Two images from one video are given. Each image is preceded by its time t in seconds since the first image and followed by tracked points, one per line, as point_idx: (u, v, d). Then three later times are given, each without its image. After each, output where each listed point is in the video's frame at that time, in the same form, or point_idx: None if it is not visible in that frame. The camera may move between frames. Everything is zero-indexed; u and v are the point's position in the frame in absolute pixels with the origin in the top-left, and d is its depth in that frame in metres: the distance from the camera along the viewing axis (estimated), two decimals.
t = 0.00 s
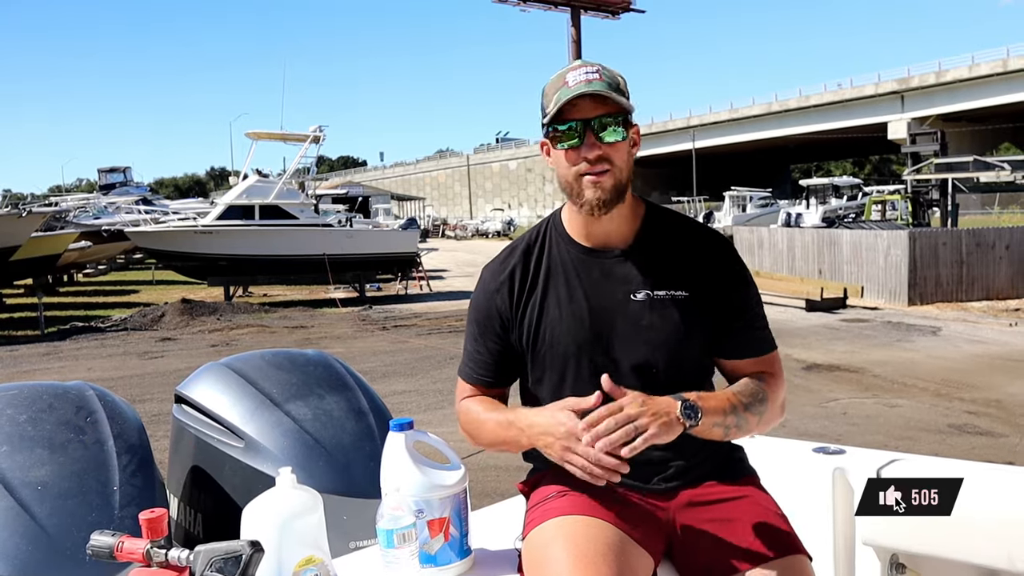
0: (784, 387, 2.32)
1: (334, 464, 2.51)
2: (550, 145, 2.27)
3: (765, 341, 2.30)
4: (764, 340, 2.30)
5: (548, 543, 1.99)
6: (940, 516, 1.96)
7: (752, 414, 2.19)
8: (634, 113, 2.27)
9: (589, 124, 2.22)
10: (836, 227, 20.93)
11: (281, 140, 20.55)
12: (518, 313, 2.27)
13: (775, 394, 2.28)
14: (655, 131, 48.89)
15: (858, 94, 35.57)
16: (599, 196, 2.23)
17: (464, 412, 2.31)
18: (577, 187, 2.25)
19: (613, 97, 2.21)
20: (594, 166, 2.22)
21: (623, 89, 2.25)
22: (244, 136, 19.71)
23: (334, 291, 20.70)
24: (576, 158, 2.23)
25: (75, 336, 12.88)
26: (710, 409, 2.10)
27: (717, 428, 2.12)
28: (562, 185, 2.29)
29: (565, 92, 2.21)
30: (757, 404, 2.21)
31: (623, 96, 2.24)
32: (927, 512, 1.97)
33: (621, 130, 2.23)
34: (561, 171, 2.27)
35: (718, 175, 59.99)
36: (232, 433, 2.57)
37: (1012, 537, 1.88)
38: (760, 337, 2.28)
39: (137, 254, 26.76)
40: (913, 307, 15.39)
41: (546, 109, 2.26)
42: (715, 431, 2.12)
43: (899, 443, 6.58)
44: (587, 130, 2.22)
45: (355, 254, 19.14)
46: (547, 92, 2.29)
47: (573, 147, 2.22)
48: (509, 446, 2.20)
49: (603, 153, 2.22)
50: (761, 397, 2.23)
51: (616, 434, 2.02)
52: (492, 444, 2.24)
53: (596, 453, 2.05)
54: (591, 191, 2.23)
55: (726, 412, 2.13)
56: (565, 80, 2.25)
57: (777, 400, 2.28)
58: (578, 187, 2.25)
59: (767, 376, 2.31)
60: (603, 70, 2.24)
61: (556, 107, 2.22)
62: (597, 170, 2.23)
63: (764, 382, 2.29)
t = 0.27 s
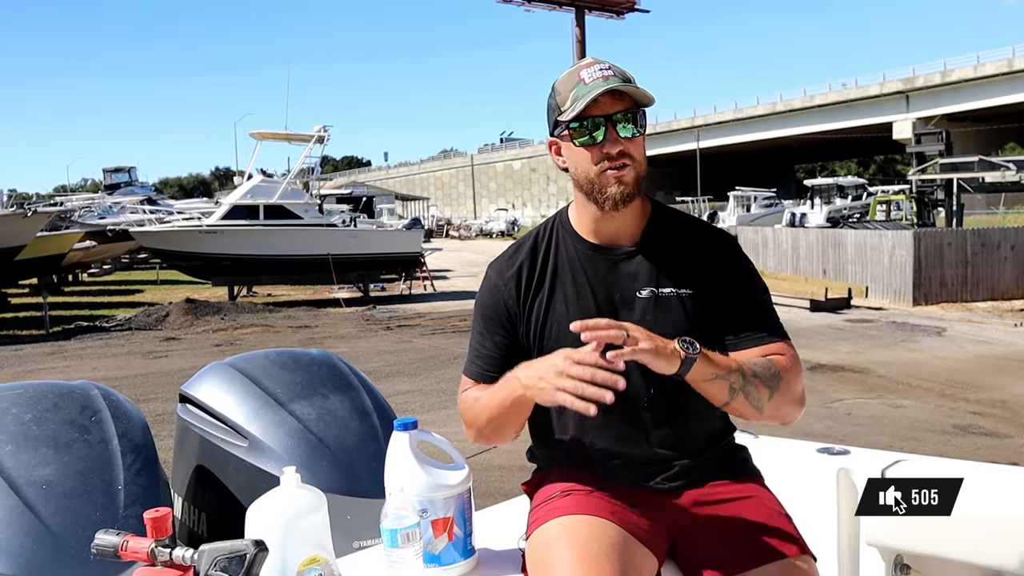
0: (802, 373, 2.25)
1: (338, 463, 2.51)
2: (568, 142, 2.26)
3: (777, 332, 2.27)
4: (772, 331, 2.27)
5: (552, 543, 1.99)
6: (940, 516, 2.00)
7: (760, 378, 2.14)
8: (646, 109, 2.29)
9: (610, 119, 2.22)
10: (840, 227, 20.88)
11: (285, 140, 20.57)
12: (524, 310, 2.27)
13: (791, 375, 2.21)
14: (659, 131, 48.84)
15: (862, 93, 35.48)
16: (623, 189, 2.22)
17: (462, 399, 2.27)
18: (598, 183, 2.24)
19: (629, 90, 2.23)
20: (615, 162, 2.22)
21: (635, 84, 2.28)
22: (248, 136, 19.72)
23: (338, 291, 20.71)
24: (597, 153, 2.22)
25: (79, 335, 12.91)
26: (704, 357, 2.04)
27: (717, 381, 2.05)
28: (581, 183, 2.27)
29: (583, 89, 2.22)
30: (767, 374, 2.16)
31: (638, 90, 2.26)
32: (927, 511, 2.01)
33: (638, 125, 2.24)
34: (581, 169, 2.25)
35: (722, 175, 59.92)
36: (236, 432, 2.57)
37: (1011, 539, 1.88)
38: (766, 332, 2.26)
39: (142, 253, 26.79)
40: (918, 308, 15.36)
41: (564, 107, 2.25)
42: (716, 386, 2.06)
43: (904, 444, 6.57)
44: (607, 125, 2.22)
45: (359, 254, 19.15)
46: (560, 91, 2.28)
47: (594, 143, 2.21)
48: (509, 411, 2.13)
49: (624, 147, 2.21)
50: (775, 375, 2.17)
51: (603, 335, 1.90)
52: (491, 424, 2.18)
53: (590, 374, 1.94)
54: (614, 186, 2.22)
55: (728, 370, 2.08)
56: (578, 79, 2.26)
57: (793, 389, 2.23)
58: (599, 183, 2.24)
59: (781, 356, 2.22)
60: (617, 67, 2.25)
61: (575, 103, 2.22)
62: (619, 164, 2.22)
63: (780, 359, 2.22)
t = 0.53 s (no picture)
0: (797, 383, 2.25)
1: (340, 464, 2.51)
2: (565, 145, 2.26)
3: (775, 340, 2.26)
4: (773, 337, 2.27)
5: (554, 544, 1.99)
6: (941, 516, 1.99)
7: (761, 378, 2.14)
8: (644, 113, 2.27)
9: (604, 123, 2.22)
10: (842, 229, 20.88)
11: (286, 141, 20.58)
12: (529, 309, 2.27)
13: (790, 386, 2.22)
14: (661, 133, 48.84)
15: (864, 95, 35.48)
16: (616, 194, 2.23)
17: (467, 399, 2.25)
18: (593, 187, 2.24)
19: (625, 94, 2.22)
20: (607, 168, 2.22)
21: (633, 87, 2.26)
22: (249, 137, 19.73)
23: (339, 292, 20.72)
24: (591, 157, 2.22)
25: (81, 336, 12.92)
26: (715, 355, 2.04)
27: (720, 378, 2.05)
28: (576, 187, 2.28)
29: (578, 93, 2.21)
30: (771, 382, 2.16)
31: (634, 93, 2.25)
32: (927, 511, 2.01)
33: (634, 128, 2.23)
34: (577, 172, 2.25)
35: (724, 177, 59.92)
36: (238, 434, 2.57)
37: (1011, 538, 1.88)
38: (765, 339, 2.25)
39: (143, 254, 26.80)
40: (919, 309, 15.35)
41: (560, 108, 2.25)
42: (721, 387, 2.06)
43: (904, 446, 6.56)
44: (601, 129, 2.22)
45: (360, 255, 19.15)
46: (558, 94, 2.29)
47: (587, 147, 2.22)
48: (515, 397, 2.12)
49: (617, 152, 2.22)
50: (775, 385, 2.16)
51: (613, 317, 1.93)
52: (497, 415, 2.17)
53: (590, 341, 1.95)
54: (608, 191, 2.23)
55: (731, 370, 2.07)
56: (575, 82, 2.26)
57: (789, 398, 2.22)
58: (594, 187, 2.24)
59: (778, 365, 2.22)
60: (614, 70, 2.24)
61: (570, 107, 2.22)
62: (612, 169, 2.22)
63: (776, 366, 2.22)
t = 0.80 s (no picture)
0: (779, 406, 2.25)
1: (341, 467, 2.51)
2: (570, 136, 2.28)
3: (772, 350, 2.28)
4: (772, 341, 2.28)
5: (554, 547, 1.99)
6: (940, 516, 1.99)
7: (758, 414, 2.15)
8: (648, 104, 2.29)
9: (607, 110, 2.24)
10: (844, 232, 20.88)
11: (289, 144, 20.61)
12: (533, 313, 2.26)
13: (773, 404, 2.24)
14: (663, 135, 48.85)
15: (866, 98, 35.46)
16: (617, 182, 2.23)
17: (482, 417, 2.24)
18: (595, 175, 2.25)
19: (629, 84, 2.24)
20: (609, 152, 2.22)
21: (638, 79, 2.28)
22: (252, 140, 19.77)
23: (342, 295, 20.73)
24: (593, 143, 2.24)
25: (83, 338, 12.93)
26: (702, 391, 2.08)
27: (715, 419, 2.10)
28: (579, 175, 2.28)
29: (580, 80, 2.25)
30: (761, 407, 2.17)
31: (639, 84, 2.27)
32: (927, 511, 2.00)
33: (638, 118, 2.24)
34: (578, 162, 2.27)
35: (726, 179, 59.91)
36: (240, 436, 2.57)
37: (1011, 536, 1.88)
38: (766, 340, 2.27)
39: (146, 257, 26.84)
40: (922, 312, 15.33)
41: (564, 101, 2.27)
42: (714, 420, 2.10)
43: (907, 448, 6.55)
44: (604, 115, 2.24)
45: (362, 257, 19.17)
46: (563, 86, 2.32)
47: (590, 132, 2.24)
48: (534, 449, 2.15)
49: (620, 137, 2.23)
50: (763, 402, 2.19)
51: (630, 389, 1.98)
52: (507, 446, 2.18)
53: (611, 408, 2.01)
54: (609, 177, 2.23)
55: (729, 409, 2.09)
56: (580, 74, 2.29)
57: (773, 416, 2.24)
58: (595, 175, 2.25)
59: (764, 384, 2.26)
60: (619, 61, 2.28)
61: (573, 95, 2.25)
62: (614, 154, 2.23)
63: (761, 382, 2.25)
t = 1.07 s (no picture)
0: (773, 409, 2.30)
1: (339, 465, 2.51)
2: (568, 139, 2.28)
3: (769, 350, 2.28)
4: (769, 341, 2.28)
5: (552, 545, 1.99)
6: (940, 516, 1.97)
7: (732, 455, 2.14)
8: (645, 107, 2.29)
9: (604, 115, 2.24)
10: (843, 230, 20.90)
11: (287, 142, 20.59)
12: (534, 312, 2.27)
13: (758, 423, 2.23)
14: (661, 134, 48.85)
15: (864, 97, 35.47)
16: (612, 188, 2.24)
17: (502, 443, 2.26)
18: (590, 179, 2.27)
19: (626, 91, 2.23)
20: (606, 158, 2.24)
21: (636, 82, 2.27)
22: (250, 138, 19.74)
23: (340, 294, 20.72)
24: (589, 149, 2.25)
25: (81, 337, 12.92)
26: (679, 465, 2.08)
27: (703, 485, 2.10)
28: (575, 178, 2.30)
29: (578, 86, 2.23)
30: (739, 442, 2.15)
31: (637, 88, 2.26)
32: (927, 511, 1.98)
33: (634, 122, 2.25)
34: (575, 164, 2.28)
35: (724, 178, 59.93)
36: (238, 434, 2.57)
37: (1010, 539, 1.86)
38: (763, 340, 2.27)
39: (143, 256, 26.81)
40: (920, 311, 15.35)
41: (562, 105, 2.27)
42: (702, 484, 2.09)
43: (905, 447, 6.56)
44: (600, 121, 2.25)
45: (360, 256, 19.16)
46: (561, 87, 2.31)
47: (586, 138, 2.25)
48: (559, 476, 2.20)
49: (616, 144, 2.24)
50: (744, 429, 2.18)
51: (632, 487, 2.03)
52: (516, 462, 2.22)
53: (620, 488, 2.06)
54: (604, 183, 2.25)
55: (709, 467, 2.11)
56: (578, 75, 2.27)
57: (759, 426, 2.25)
58: (591, 179, 2.27)
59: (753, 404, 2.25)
60: (617, 64, 2.25)
61: (571, 99, 2.25)
62: (610, 161, 2.24)
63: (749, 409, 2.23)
